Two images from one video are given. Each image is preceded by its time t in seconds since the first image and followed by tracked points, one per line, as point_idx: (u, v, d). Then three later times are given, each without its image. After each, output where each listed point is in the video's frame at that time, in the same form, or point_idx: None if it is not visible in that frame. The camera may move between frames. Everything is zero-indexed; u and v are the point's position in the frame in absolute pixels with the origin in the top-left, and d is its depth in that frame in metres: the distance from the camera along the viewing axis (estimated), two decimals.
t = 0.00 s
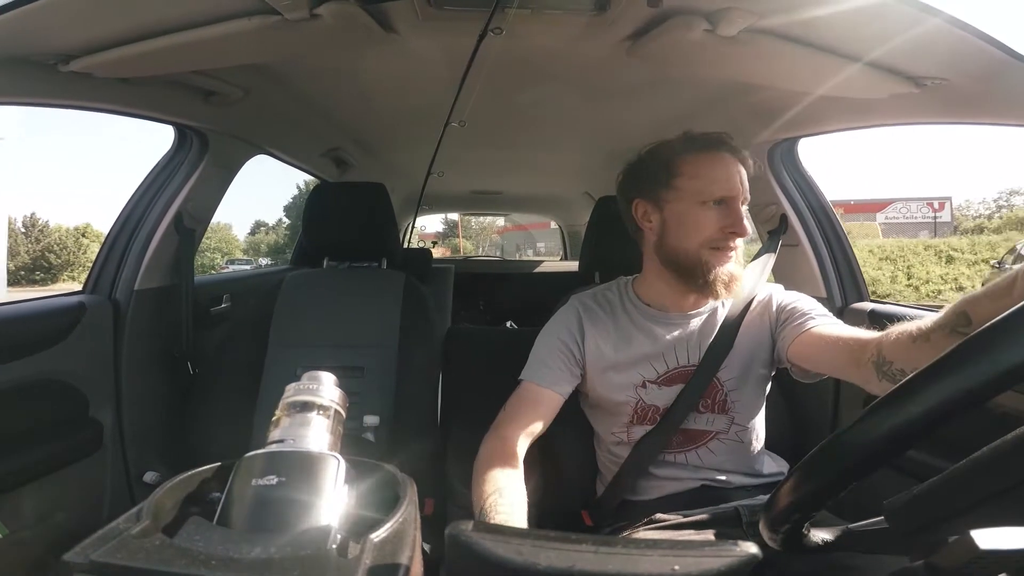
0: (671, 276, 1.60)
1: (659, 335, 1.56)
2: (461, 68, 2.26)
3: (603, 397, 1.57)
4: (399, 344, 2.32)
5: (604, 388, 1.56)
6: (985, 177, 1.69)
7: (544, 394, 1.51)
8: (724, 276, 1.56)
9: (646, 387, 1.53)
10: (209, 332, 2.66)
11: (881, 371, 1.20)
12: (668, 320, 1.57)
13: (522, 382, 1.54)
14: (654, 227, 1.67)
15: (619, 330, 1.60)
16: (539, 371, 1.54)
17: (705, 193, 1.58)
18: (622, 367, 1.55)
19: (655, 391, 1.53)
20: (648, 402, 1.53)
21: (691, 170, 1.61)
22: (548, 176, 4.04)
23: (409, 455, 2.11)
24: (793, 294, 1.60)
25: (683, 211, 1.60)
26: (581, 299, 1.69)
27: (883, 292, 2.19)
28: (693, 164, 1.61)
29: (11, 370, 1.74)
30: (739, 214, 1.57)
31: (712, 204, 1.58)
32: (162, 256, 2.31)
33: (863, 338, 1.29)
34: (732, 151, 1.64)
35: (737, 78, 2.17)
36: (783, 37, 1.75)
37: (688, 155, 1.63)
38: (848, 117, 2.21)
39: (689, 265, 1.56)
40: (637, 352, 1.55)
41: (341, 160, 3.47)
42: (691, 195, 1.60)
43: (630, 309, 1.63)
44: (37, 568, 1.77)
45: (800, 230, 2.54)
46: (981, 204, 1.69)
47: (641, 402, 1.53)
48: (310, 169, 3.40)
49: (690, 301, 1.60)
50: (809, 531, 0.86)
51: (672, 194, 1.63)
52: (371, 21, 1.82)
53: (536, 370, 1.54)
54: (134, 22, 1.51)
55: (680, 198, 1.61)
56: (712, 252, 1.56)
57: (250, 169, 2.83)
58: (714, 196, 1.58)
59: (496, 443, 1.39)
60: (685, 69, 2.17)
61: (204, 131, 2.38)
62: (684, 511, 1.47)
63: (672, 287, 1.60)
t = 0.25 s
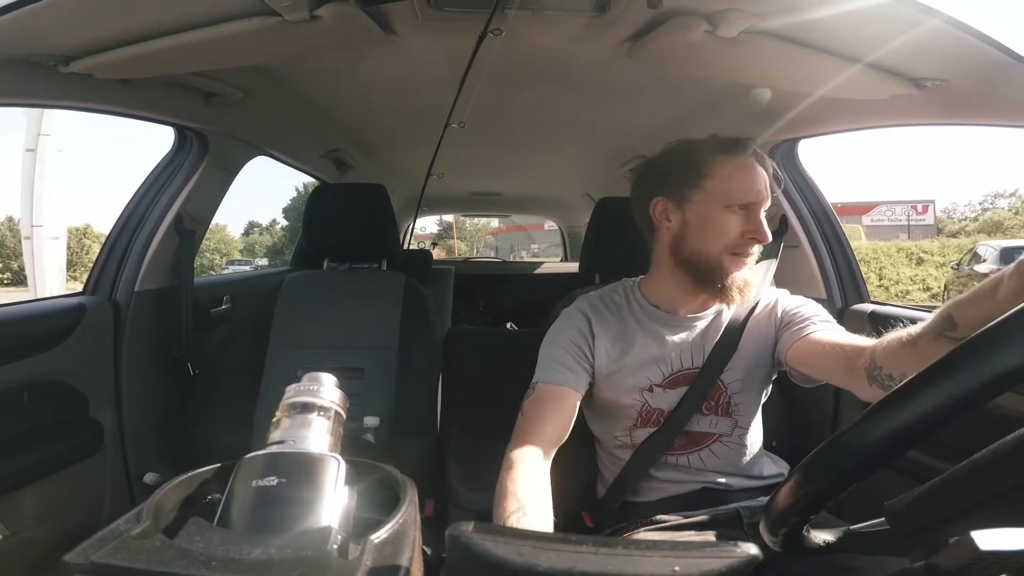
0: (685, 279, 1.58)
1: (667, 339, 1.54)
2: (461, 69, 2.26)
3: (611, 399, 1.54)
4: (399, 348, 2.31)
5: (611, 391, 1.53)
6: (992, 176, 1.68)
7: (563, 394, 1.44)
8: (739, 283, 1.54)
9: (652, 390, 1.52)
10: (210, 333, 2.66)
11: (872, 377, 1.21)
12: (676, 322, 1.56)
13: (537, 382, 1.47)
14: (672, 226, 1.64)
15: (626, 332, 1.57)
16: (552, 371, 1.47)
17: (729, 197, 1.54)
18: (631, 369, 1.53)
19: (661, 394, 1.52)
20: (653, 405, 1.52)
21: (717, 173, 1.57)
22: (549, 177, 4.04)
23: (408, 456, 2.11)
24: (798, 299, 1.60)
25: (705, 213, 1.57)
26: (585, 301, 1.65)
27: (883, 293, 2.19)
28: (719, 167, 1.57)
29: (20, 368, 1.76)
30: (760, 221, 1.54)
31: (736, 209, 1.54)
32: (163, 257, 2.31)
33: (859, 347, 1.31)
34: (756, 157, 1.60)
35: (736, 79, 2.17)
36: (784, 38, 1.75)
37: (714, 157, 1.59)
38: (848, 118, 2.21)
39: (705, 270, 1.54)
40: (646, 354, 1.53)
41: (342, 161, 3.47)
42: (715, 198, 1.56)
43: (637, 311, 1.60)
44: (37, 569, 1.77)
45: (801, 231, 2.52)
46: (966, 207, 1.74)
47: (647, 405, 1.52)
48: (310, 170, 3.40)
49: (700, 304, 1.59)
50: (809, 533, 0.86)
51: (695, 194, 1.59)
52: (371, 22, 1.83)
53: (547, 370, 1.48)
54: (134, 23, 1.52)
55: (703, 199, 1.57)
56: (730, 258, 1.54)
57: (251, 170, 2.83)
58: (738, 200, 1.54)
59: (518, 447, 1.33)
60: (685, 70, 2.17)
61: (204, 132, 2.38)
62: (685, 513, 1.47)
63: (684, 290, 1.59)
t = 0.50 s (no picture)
0: (693, 281, 1.59)
1: (672, 342, 1.55)
2: (461, 70, 2.27)
3: (613, 399, 1.54)
4: (398, 352, 2.31)
5: (614, 391, 1.53)
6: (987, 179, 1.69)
7: (571, 393, 1.44)
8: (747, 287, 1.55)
9: (655, 392, 1.51)
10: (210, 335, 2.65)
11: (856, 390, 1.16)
12: (680, 323, 1.56)
13: (546, 380, 1.47)
14: (683, 227, 1.62)
15: (631, 332, 1.57)
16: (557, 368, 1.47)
17: (742, 202, 1.53)
18: (634, 370, 1.52)
19: (664, 395, 1.52)
20: (655, 406, 1.52)
21: (731, 177, 1.56)
22: (549, 178, 4.04)
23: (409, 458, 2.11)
24: (800, 298, 1.60)
25: (717, 217, 1.56)
26: (592, 299, 1.65)
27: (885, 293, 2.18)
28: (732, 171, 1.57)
29: (28, 367, 1.79)
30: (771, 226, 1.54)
31: (748, 214, 1.53)
32: (163, 258, 2.31)
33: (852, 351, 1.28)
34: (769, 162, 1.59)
35: (737, 80, 2.17)
36: (785, 40, 1.75)
37: (727, 160, 1.58)
38: (848, 119, 2.21)
39: (714, 274, 1.55)
40: (650, 355, 1.53)
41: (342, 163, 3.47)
42: (727, 202, 1.55)
43: (642, 312, 1.60)
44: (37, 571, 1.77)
45: (801, 233, 2.53)
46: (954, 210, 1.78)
47: (649, 406, 1.52)
48: (311, 172, 3.40)
49: (707, 306, 1.60)
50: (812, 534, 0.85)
51: (708, 197, 1.57)
52: (371, 23, 1.82)
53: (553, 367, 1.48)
54: (135, 24, 1.52)
55: (715, 203, 1.56)
56: (741, 263, 1.54)
57: (252, 171, 2.84)
58: (751, 205, 1.53)
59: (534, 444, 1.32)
60: (686, 71, 2.17)
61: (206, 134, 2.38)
62: (686, 514, 1.47)
63: (692, 292, 1.60)
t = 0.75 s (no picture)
0: (704, 280, 1.59)
1: (678, 339, 1.55)
2: (461, 71, 2.27)
3: (617, 395, 1.54)
4: (399, 352, 2.30)
5: (618, 387, 1.53)
6: (972, 180, 1.70)
7: (582, 384, 1.44)
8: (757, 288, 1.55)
9: (660, 388, 1.51)
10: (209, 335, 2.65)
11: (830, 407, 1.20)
12: (686, 320, 1.57)
13: (554, 372, 1.47)
14: (696, 227, 1.63)
15: (636, 328, 1.58)
16: (563, 359, 1.48)
17: (755, 203, 1.54)
18: (638, 365, 1.53)
19: (668, 393, 1.51)
20: (660, 403, 1.52)
21: (745, 178, 1.56)
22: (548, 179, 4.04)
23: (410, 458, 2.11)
24: (802, 300, 1.60)
25: (730, 217, 1.56)
26: (600, 296, 1.66)
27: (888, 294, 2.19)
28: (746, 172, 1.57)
29: (34, 365, 1.80)
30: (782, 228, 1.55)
31: (761, 215, 1.54)
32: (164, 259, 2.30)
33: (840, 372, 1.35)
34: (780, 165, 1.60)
35: (737, 80, 2.17)
36: (784, 40, 1.75)
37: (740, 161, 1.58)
38: (848, 119, 2.21)
39: (724, 273, 1.55)
40: (656, 351, 1.54)
41: (342, 163, 3.47)
42: (740, 203, 1.55)
43: (647, 309, 1.61)
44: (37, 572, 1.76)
45: (802, 233, 2.54)
46: (941, 211, 1.82)
47: (653, 403, 1.52)
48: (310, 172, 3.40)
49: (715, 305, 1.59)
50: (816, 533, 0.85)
51: (722, 197, 1.57)
52: (370, 24, 1.83)
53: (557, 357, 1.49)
54: (135, 25, 1.52)
55: (728, 204, 1.56)
56: (751, 263, 1.54)
57: (252, 171, 2.84)
58: (764, 207, 1.53)
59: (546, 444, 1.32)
60: (686, 71, 2.17)
61: (205, 135, 2.40)
62: (686, 513, 1.47)
63: (703, 292, 1.60)
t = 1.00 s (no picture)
0: (721, 283, 1.55)
1: (694, 341, 1.53)
2: (462, 71, 2.27)
3: (631, 397, 1.52)
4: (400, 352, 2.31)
5: (635, 389, 1.50)
6: (956, 179, 1.71)
7: (594, 388, 1.41)
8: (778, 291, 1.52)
9: (677, 390, 1.50)
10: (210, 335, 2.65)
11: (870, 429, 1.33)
12: (703, 322, 1.54)
13: (562, 373, 1.44)
14: (717, 229, 1.55)
15: (652, 328, 1.55)
16: (582, 364, 1.44)
17: (778, 205, 1.48)
18: (656, 368, 1.50)
19: (686, 395, 1.50)
20: (677, 406, 1.50)
21: (766, 178, 1.50)
22: (549, 179, 4.05)
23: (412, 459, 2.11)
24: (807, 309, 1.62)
25: (752, 220, 1.50)
26: (609, 294, 1.62)
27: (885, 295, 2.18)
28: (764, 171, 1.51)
29: (35, 367, 1.79)
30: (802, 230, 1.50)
31: (784, 217, 1.48)
32: (166, 261, 2.31)
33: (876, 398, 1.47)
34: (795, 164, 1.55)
35: (737, 80, 2.17)
36: (786, 40, 1.75)
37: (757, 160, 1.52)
38: (849, 120, 2.21)
39: (746, 277, 1.51)
40: (673, 353, 1.51)
41: (343, 164, 3.46)
42: (763, 204, 1.49)
43: (663, 309, 1.57)
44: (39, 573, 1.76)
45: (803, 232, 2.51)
46: (928, 212, 1.82)
47: (670, 405, 1.50)
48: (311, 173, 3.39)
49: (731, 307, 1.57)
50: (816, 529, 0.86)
51: (745, 197, 1.50)
52: (372, 24, 1.83)
53: (575, 360, 1.44)
54: (137, 26, 1.52)
55: (751, 205, 1.50)
56: (774, 267, 1.50)
57: (253, 172, 2.83)
58: (786, 208, 1.48)
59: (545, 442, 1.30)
60: (687, 71, 2.17)
61: (206, 135, 2.40)
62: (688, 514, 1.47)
63: (720, 295, 1.56)
